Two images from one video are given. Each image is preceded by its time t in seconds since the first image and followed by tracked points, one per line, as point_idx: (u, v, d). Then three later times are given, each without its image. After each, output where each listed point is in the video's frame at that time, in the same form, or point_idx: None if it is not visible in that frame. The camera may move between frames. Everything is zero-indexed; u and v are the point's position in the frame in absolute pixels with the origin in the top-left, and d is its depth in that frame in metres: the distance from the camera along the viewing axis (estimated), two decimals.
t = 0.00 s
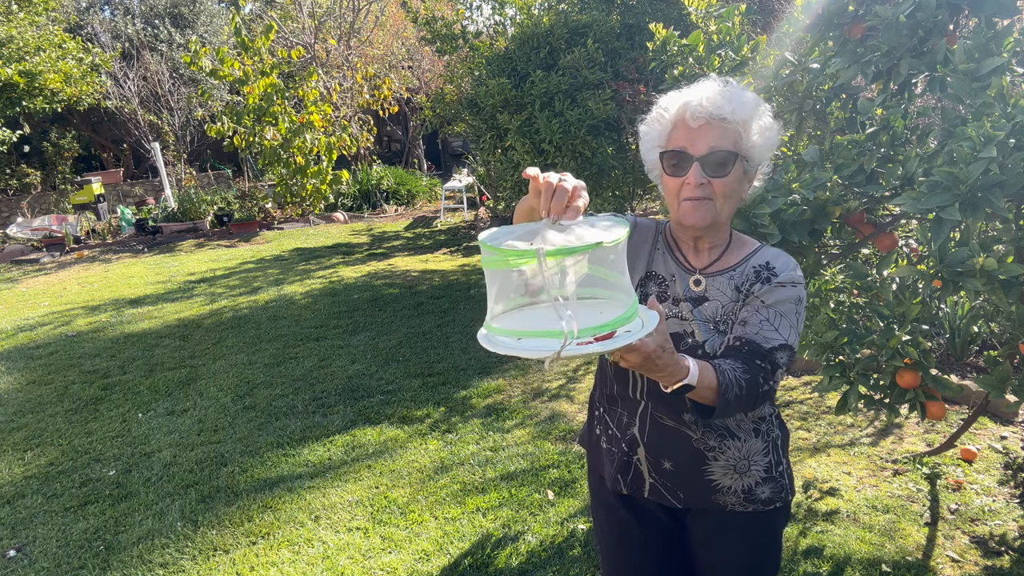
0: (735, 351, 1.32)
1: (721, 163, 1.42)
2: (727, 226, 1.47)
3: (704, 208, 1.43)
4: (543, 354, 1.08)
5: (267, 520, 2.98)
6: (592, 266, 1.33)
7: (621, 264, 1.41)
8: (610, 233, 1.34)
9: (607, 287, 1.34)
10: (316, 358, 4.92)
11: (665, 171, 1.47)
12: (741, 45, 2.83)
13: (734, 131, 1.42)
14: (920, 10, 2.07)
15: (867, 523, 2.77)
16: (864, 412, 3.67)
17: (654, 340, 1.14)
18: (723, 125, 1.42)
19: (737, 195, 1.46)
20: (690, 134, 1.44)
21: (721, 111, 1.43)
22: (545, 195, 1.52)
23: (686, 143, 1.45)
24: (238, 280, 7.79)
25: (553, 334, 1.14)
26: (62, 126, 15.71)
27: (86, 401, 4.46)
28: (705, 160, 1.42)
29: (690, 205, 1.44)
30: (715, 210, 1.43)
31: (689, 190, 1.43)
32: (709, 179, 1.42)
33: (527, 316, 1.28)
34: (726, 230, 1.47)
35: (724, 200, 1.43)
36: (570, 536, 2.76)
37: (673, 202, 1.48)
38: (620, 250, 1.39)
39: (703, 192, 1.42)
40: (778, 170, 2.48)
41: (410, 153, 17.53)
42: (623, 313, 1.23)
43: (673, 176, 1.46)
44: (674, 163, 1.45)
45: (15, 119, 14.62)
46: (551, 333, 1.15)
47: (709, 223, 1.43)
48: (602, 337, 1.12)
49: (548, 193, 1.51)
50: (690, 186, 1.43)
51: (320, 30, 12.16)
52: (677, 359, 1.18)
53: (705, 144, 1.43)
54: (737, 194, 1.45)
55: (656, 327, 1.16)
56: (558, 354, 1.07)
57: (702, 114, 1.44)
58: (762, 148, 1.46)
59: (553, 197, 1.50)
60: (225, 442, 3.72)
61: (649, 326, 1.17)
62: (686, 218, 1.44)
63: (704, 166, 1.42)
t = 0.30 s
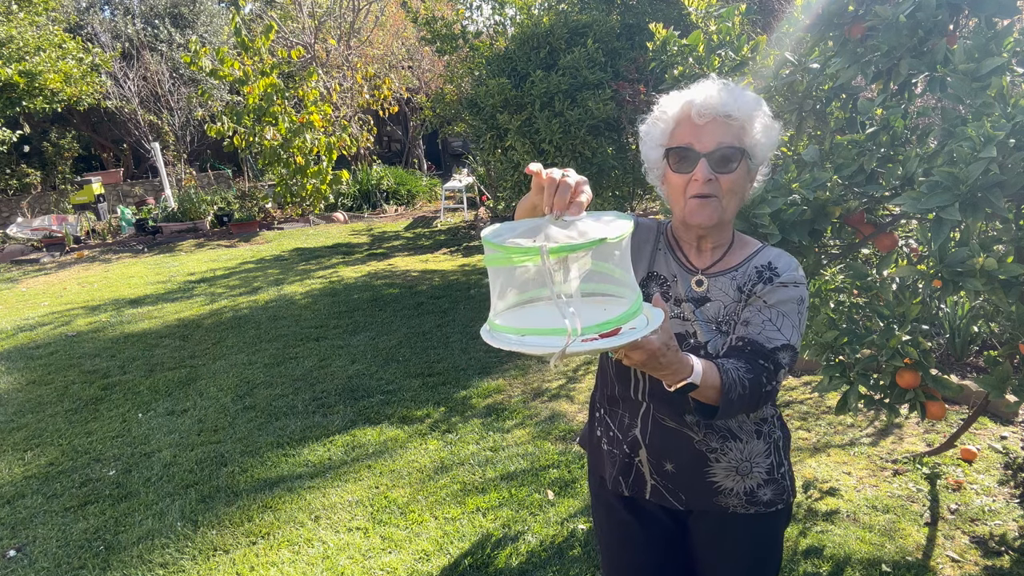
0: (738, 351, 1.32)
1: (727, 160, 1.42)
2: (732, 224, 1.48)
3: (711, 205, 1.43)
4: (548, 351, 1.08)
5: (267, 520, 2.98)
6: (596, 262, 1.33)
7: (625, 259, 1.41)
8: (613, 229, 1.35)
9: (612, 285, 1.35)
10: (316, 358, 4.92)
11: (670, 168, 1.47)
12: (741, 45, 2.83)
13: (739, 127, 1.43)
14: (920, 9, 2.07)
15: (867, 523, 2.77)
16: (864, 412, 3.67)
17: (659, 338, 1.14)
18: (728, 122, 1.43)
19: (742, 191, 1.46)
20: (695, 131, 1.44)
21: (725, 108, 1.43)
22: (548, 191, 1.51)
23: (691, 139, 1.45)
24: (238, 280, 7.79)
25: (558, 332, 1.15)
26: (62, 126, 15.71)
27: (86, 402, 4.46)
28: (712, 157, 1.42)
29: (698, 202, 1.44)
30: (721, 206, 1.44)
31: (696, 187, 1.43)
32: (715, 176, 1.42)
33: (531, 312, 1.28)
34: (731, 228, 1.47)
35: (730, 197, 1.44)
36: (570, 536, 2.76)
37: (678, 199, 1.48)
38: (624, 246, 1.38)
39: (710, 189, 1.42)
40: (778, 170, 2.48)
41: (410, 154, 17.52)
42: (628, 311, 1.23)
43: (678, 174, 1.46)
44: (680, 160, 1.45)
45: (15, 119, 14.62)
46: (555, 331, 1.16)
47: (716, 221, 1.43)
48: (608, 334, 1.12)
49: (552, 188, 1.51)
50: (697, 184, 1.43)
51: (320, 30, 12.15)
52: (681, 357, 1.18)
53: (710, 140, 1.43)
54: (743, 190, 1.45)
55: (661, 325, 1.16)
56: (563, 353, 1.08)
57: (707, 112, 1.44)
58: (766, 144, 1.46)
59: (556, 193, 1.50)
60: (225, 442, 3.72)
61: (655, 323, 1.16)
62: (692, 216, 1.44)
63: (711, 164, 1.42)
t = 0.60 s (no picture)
0: (734, 352, 1.32)
1: (725, 160, 1.42)
2: (730, 225, 1.48)
3: (709, 206, 1.43)
4: (545, 346, 1.07)
5: (267, 520, 2.98)
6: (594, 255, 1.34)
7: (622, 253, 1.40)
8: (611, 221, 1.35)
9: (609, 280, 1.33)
10: (316, 358, 4.92)
11: (669, 168, 1.47)
12: (741, 45, 2.83)
13: (737, 127, 1.42)
14: (920, 9, 2.07)
15: (867, 523, 2.77)
16: (864, 412, 3.67)
17: (657, 334, 1.13)
18: (726, 121, 1.42)
19: (740, 192, 1.46)
20: (693, 131, 1.44)
21: (724, 107, 1.43)
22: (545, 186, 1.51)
23: (690, 139, 1.45)
24: (238, 280, 7.79)
25: (555, 325, 1.13)
26: (62, 126, 15.71)
27: (86, 402, 4.46)
28: (710, 156, 1.42)
29: (696, 202, 1.44)
30: (719, 207, 1.44)
31: (694, 187, 1.43)
32: (713, 176, 1.42)
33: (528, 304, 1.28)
34: (728, 229, 1.48)
35: (729, 198, 1.44)
36: (570, 536, 2.76)
37: (676, 200, 1.48)
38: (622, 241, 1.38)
39: (708, 189, 1.42)
40: (778, 170, 2.48)
41: (410, 154, 17.52)
42: (626, 305, 1.22)
43: (676, 174, 1.46)
44: (678, 160, 1.45)
45: (15, 119, 14.62)
46: (552, 324, 1.14)
47: (714, 221, 1.43)
48: (607, 327, 1.11)
49: (550, 181, 1.50)
50: (695, 183, 1.43)
51: (320, 30, 12.15)
52: (679, 355, 1.17)
53: (709, 139, 1.43)
54: (741, 191, 1.45)
55: (659, 321, 1.15)
56: (560, 346, 1.06)
57: (705, 112, 1.44)
58: (764, 145, 1.46)
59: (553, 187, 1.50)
60: (225, 442, 3.72)
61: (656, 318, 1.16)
62: (689, 215, 1.44)
63: (709, 163, 1.42)
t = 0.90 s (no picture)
0: (718, 358, 1.32)
1: (712, 164, 1.42)
2: (715, 229, 1.48)
3: (695, 211, 1.43)
4: (528, 344, 1.07)
5: (267, 520, 2.98)
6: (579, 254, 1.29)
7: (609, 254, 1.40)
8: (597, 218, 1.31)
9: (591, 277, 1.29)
10: (316, 358, 4.92)
11: (655, 170, 1.47)
12: (741, 45, 2.83)
13: (725, 131, 1.42)
14: (920, 9, 2.07)
15: (867, 523, 2.77)
16: (864, 412, 3.67)
17: (641, 336, 1.13)
18: (715, 124, 1.42)
19: (726, 197, 1.46)
20: (682, 132, 1.44)
21: (713, 110, 1.43)
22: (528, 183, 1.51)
23: (677, 140, 1.44)
24: (238, 280, 7.79)
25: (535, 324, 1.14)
26: (62, 126, 15.71)
27: (86, 401, 4.47)
28: (697, 160, 1.42)
29: (682, 206, 1.44)
30: (705, 211, 1.44)
31: (680, 190, 1.43)
32: (700, 179, 1.42)
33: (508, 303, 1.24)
34: (713, 233, 1.48)
35: (714, 202, 1.44)
36: (571, 536, 2.76)
37: (662, 202, 1.48)
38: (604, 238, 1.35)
39: (694, 193, 1.42)
40: (778, 170, 2.48)
41: (410, 154, 17.53)
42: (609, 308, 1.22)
43: (662, 176, 1.46)
44: (665, 162, 1.44)
45: (15, 119, 14.62)
46: (532, 322, 1.15)
47: (699, 225, 1.43)
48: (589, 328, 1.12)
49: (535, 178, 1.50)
50: (682, 186, 1.43)
51: (320, 30, 12.15)
52: (663, 358, 1.16)
53: (696, 141, 1.42)
54: (728, 196, 1.46)
55: (643, 324, 1.15)
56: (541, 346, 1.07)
57: (694, 114, 1.43)
58: (751, 150, 1.47)
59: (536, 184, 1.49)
60: (225, 442, 3.72)
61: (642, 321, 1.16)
62: (676, 218, 1.44)
63: (696, 167, 1.42)
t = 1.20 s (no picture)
0: (717, 372, 1.30)
1: (706, 171, 1.40)
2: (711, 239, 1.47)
3: (688, 220, 1.42)
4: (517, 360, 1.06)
5: (267, 520, 2.98)
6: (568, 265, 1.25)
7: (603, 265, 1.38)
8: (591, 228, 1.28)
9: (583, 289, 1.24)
10: (316, 358, 4.92)
11: (648, 177, 1.46)
12: (741, 44, 2.83)
13: (720, 137, 1.41)
14: (920, 9, 2.07)
15: (867, 523, 2.77)
16: (864, 412, 3.67)
17: (638, 349, 1.12)
18: (709, 131, 1.41)
19: (722, 205, 1.44)
20: (676, 139, 1.43)
21: (708, 116, 1.41)
22: (515, 186, 1.50)
23: (671, 146, 1.43)
24: (238, 280, 7.79)
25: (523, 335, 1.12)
26: (62, 126, 15.71)
27: (86, 402, 4.47)
28: (691, 168, 1.41)
29: (675, 215, 1.43)
30: (699, 221, 1.42)
31: (673, 199, 1.42)
32: (694, 187, 1.40)
33: (493, 312, 1.21)
34: (709, 243, 1.47)
35: (709, 210, 1.42)
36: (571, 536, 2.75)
37: (655, 211, 1.47)
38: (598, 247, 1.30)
39: (688, 202, 1.41)
40: (778, 170, 2.48)
41: (410, 154, 17.52)
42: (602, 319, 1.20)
43: (655, 184, 1.44)
44: (659, 169, 1.43)
45: (15, 119, 14.63)
46: (520, 332, 1.13)
47: (693, 235, 1.42)
48: (582, 340, 1.10)
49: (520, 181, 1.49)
50: (675, 195, 1.41)
51: (320, 30, 12.14)
52: (660, 372, 1.15)
53: (691, 148, 1.41)
54: (724, 204, 1.43)
55: (641, 335, 1.13)
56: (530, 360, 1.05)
57: (688, 119, 1.42)
58: (749, 157, 1.45)
59: (524, 187, 1.48)
60: (225, 442, 3.72)
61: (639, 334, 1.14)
62: (669, 227, 1.43)
63: (690, 174, 1.41)
